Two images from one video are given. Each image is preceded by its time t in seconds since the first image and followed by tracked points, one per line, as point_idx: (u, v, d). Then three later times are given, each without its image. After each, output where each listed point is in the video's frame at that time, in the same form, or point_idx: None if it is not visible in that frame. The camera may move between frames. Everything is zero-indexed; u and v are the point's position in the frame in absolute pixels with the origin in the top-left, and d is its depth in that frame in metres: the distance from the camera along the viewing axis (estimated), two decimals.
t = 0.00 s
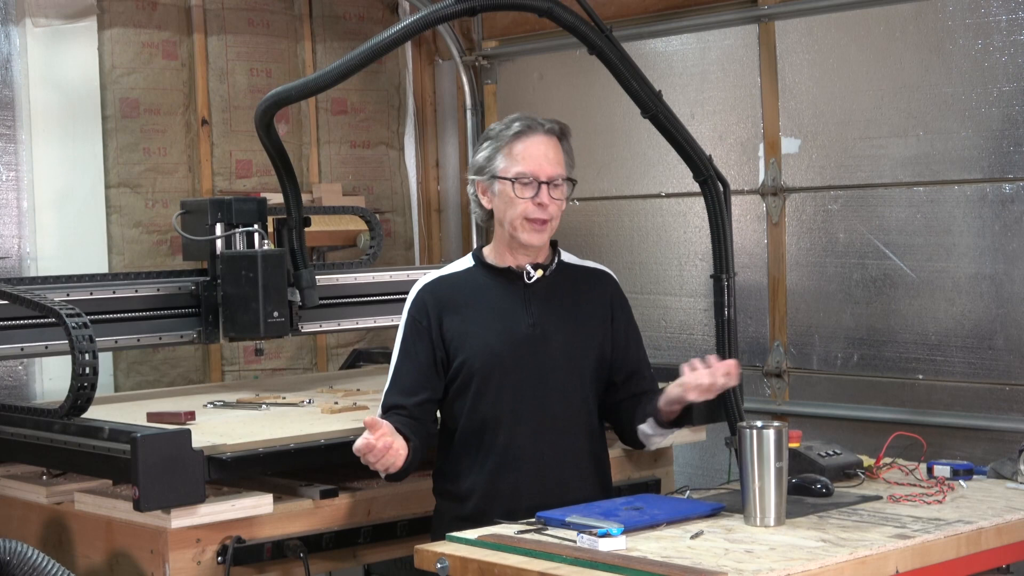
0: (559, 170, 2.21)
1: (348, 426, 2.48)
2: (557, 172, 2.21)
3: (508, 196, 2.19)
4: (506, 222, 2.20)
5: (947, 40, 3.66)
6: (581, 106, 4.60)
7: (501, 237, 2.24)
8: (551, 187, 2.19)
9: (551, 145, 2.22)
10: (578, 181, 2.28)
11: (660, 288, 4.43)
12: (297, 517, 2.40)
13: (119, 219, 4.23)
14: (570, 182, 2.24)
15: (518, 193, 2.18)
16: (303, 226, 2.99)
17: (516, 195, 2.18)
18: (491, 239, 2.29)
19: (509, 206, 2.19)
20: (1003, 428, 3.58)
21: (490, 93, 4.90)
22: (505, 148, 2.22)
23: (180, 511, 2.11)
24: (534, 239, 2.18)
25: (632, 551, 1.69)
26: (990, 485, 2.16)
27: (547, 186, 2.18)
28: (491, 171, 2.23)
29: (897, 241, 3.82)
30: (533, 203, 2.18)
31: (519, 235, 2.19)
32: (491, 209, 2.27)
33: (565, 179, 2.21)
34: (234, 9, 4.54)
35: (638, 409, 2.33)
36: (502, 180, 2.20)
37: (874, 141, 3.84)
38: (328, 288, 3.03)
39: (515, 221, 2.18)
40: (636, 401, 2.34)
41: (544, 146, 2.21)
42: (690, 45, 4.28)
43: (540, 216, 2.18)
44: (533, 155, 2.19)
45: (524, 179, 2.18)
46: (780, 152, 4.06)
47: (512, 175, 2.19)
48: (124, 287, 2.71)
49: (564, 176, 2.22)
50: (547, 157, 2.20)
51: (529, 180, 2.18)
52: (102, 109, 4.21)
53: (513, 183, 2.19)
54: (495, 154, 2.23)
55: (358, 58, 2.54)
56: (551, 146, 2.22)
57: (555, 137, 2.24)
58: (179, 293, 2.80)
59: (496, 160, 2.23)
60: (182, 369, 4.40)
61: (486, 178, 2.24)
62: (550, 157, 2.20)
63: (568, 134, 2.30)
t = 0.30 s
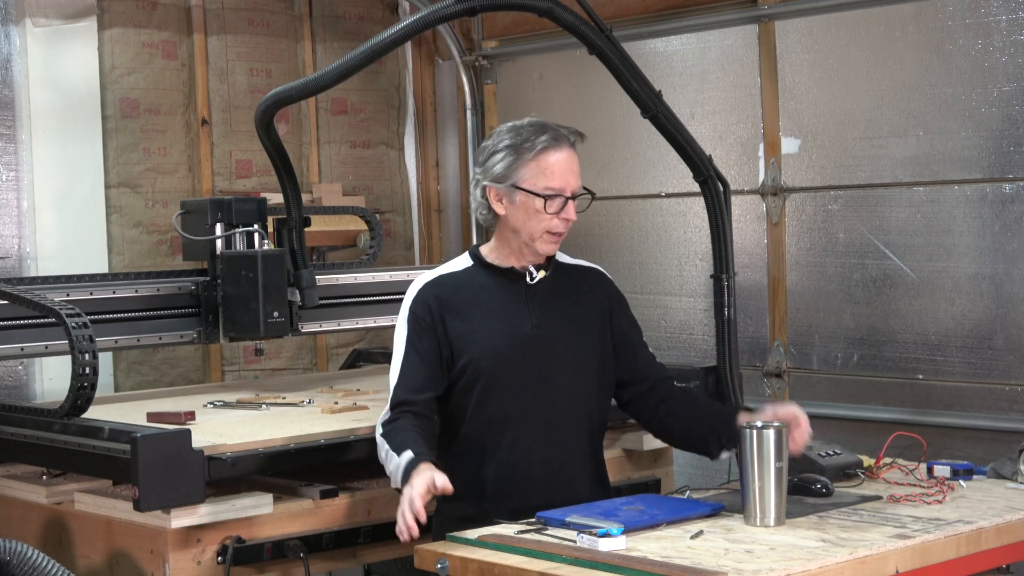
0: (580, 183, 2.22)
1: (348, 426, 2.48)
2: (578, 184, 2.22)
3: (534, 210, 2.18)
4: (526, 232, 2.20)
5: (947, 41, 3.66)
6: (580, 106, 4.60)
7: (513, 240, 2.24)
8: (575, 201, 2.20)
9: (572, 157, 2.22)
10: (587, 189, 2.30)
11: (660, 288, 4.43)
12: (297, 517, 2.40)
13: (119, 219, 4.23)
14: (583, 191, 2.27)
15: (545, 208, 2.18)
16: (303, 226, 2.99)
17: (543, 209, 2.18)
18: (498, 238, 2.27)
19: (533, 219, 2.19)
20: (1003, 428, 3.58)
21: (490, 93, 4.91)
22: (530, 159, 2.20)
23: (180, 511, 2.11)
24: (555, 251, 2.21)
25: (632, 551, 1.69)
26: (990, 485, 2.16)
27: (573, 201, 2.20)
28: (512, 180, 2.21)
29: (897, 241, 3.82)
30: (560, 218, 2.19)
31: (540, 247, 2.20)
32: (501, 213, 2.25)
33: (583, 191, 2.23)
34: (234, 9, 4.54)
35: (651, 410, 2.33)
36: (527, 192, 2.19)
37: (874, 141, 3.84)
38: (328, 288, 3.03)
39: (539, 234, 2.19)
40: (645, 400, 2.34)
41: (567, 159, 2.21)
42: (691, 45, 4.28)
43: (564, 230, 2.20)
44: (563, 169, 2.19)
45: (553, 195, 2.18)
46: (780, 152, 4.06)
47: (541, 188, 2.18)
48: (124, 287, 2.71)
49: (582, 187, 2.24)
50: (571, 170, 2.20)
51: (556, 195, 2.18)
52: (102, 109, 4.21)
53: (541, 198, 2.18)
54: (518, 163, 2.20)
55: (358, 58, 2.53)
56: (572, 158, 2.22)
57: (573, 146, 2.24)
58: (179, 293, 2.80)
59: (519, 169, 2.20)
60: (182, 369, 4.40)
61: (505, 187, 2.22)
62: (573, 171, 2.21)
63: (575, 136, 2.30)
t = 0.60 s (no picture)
0: (590, 185, 2.19)
1: (348, 426, 2.48)
2: (589, 187, 2.19)
3: (546, 214, 2.15)
4: (537, 236, 2.17)
5: (947, 41, 3.66)
6: (581, 106, 4.60)
7: (521, 241, 2.21)
8: (586, 204, 2.18)
9: (584, 159, 2.18)
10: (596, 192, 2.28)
11: (660, 288, 4.44)
12: (297, 517, 2.40)
13: (120, 218, 4.23)
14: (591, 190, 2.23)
15: (557, 212, 2.15)
16: (303, 226, 2.99)
17: (554, 213, 2.15)
18: (506, 238, 2.24)
19: (544, 223, 2.16)
20: (1003, 428, 3.58)
21: (490, 93, 4.91)
22: (542, 163, 2.15)
23: (180, 511, 2.11)
24: (563, 254, 2.19)
25: (632, 551, 1.69)
26: (990, 485, 2.16)
27: (584, 204, 2.17)
28: (524, 183, 2.16)
29: (897, 241, 3.82)
30: (570, 221, 2.16)
31: (549, 250, 2.18)
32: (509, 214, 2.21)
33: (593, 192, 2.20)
34: (234, 9, 4.54)
35: (650, 407, 2.32)
36: (539, 196, 2.15)
37: (874, 141, 3.84)
38: (328, 288, 3.03)
39: (549, 238, 2.16)
40: (645, 397, 2.32)
41: (580, 161, 2.17)
42: (691, 46, 4.28)
43: (574, 234, 2.18)
44: (576, 172, 2.15)
45: (565, 199, 2.14)
46: (780, 153, 4.06)
47: (553, 192, 2.14)
48: (124, 287, 2.71)
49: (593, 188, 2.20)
50: (583, 173, 2.17)
51: (568, 199, 2.15)
52: (102, 109, 4.21)
53: (553, 203, 2.14)
54: (530, 166, 2.16)
55: (358, 58, 2.53)
56: (584, 160, 2.18)
57: (584, 148, 2.20)
58: (179, 293, 2.80)
59: (531, 172, 2.16)
60: (182, 369, 4.40)
61: (516, 189, 2.17)
62: (584, 173, 2.17)
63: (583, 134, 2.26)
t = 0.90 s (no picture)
0: (603, 192, 2.17)
1: (348, 426, 2.48)
2: (601, 194, 2.17)
3: (557, 221, 2.14)
4: (547, 242, 2.16)
5: (947, 41, 3.66)
6: (581, 106, 4.60)
7: (532, 246, 2.20)
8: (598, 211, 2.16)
9: (598, 165, 2.16)
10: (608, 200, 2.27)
11: (660, 288, 4.44)
12: (297, 518, 2.40)
13: (119, 218, 4.23)
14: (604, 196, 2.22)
15: (568, 219, 2.13)
16: (303, 226, 2.99)
17: (565, 220, 2.13)
18: (518, 241, 2.23)
19: (555, 230, 2.14)
20: (1003, 428, 3.58)
21: (490, 93, 4.91)
22: (555, 169, 2.14)
23: (180, 511, 2.11)
24: (574, 260, 2.18)
25: (632, 551, 1.69)
26: (990, 485, 2.16)
27: (596, 211, 2.15)
28: (535, 189, 2.15)
29: (897, 241, 3.82)
30: (581, 228, 2.15)
31: (559, 256, 2.17)
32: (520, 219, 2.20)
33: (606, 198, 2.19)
34: (234, 9, 4.54)
35: (651, 401, 2.32)
36: (550, 203, 2.13)
37: (874, 141, 3.84)
38: (328, 288, 3.03)
39: (560, 244, 2.15)
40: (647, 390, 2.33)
41: (593, 168, 2.15)
42: (691, 45, 4.28)
43: (585, 241, 2.16)
44: (588, 179, 2.14)
45: (577, 207, 2.13)
46: (780, 153, 4.06)
47: (565, 199, 2.13)
48: (124, 287, 2.71)
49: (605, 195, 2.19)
50: (596, 180, 2.15)
51: (580, 206, 2.13)
52: (102, 109, 4.21)
53: (564, 210, 2.13)
54: (542, 172, 2.14)
55: (358, 58, 2.54)
56: (597, 166, 2.17)
57: (598, 154, 2.18)
58: (179, 293, 2.80)
59: (543, 179, 2.14)
60: (182, 369, 4.40)
61: (528, 195, 2.16)
62: (597, 180, 2.16)
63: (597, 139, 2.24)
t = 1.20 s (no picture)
0: (609, 199, 2.17)
1: (348, 425, 2.48)
2: (607, 201, 2.17)
3: (562, 228, 2.13)
4: (552, 248, 2.15)
5: (947, 40, 3.65)
6: (581, 106, 4.60)
7: (538, 251, 2.19)
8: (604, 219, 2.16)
9: (604, 173, 2.16)
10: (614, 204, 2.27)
11: (660, 288, 4.44)
12: (297, 517, 2.40)
13: (120, 218, 4.23)
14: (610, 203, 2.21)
15: (574, 227, 2.13)
16: (303, 226, 2.99)
17: (571, 228, 2.13)
18: (523, 245, 2.22)
19: (560, 237, 2.14)
20: (1003, 428, 3.58)
21: (490, 93, 4.91)
22: (561, 177, 2.13)
23: (180, 511, 2.11)
24: (578, 267, 2.18)
25: (632, 551, 1.69)
26: (989, 485, 2.16)
27: (602, 219, 2.15)
28: (541, 196, 2.14)
29: (897, 241, 3.82)
30: (587, 236, 2.14)
31: (564, 262, 2.16)
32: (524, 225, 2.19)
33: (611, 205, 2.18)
34: (234, 9, 4.54)
35: (651, 400, 2.33)
36: (556, 211, 2.13)
37: (874, 141, 3.84)
38: (328, 288, 3.03)
39: (565, 251, 2.15)
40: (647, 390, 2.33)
41: (600, 176, 2.15)
42: (691, 45, 4.28)
43: (590, 248, 2.16)
44: (595, 188, 2.13)
45: (583, 215, 2.12)
46: (780, 153, 4.06)
47: (571, 207, 2.12)
48: (124, 287, 2.71)
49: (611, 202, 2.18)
50: (603, 188, 2.15)
51: (586, 214, 2.13)
52: (102, 109, 4.21)
53: (570, 218, 2.12)
54: (549, 180, 2.14)
55: (359, 58, 2.54)
56: (604, 174, 2.16)
57: (604, 162, 2.18)
58: (179, 293, 2.80)
59: (550, 186, 2.14)
60: (182, 369, 4.40)
61: (534, 202, 2.15)
62: (604, 189, 2.15)
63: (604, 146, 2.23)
